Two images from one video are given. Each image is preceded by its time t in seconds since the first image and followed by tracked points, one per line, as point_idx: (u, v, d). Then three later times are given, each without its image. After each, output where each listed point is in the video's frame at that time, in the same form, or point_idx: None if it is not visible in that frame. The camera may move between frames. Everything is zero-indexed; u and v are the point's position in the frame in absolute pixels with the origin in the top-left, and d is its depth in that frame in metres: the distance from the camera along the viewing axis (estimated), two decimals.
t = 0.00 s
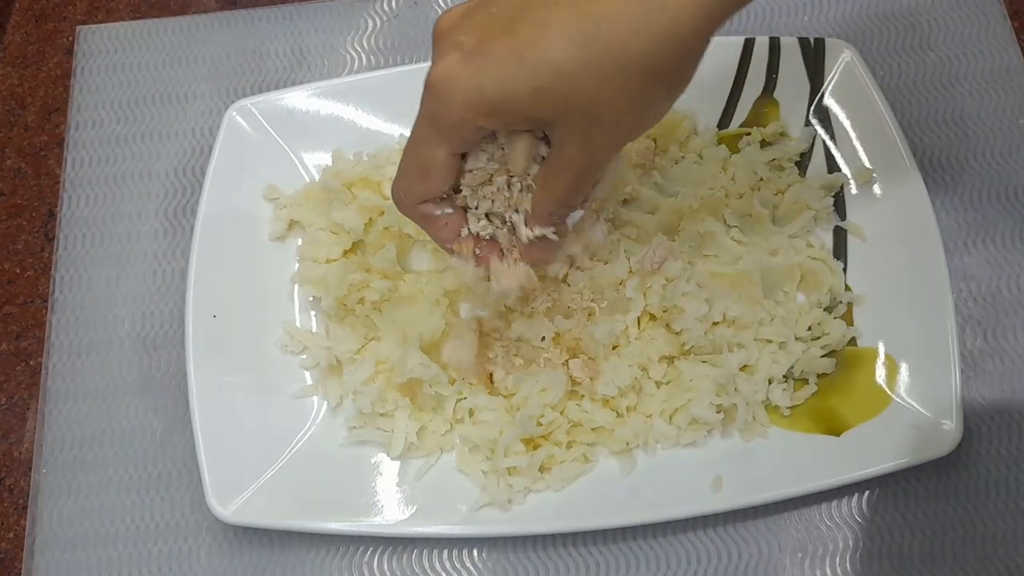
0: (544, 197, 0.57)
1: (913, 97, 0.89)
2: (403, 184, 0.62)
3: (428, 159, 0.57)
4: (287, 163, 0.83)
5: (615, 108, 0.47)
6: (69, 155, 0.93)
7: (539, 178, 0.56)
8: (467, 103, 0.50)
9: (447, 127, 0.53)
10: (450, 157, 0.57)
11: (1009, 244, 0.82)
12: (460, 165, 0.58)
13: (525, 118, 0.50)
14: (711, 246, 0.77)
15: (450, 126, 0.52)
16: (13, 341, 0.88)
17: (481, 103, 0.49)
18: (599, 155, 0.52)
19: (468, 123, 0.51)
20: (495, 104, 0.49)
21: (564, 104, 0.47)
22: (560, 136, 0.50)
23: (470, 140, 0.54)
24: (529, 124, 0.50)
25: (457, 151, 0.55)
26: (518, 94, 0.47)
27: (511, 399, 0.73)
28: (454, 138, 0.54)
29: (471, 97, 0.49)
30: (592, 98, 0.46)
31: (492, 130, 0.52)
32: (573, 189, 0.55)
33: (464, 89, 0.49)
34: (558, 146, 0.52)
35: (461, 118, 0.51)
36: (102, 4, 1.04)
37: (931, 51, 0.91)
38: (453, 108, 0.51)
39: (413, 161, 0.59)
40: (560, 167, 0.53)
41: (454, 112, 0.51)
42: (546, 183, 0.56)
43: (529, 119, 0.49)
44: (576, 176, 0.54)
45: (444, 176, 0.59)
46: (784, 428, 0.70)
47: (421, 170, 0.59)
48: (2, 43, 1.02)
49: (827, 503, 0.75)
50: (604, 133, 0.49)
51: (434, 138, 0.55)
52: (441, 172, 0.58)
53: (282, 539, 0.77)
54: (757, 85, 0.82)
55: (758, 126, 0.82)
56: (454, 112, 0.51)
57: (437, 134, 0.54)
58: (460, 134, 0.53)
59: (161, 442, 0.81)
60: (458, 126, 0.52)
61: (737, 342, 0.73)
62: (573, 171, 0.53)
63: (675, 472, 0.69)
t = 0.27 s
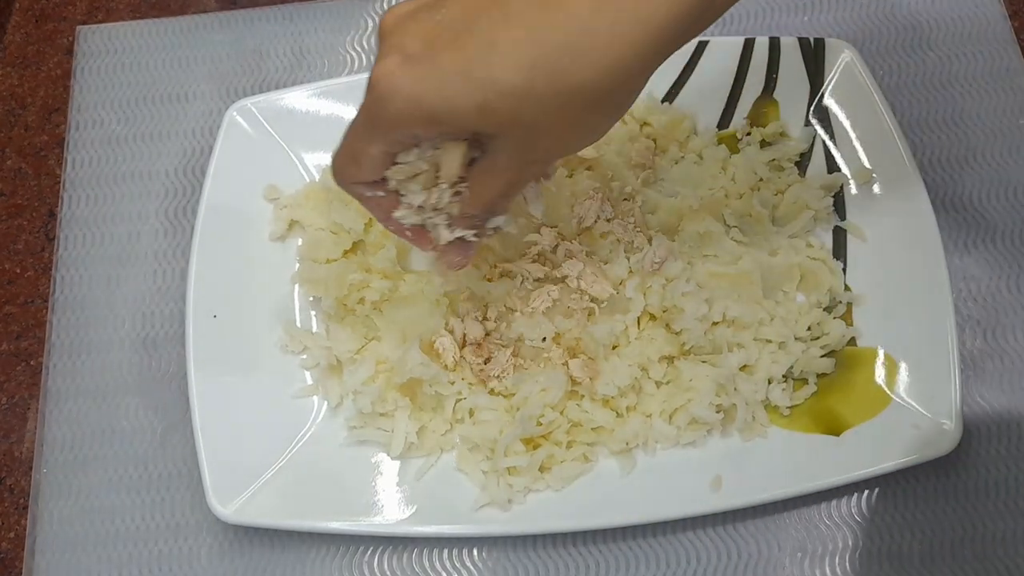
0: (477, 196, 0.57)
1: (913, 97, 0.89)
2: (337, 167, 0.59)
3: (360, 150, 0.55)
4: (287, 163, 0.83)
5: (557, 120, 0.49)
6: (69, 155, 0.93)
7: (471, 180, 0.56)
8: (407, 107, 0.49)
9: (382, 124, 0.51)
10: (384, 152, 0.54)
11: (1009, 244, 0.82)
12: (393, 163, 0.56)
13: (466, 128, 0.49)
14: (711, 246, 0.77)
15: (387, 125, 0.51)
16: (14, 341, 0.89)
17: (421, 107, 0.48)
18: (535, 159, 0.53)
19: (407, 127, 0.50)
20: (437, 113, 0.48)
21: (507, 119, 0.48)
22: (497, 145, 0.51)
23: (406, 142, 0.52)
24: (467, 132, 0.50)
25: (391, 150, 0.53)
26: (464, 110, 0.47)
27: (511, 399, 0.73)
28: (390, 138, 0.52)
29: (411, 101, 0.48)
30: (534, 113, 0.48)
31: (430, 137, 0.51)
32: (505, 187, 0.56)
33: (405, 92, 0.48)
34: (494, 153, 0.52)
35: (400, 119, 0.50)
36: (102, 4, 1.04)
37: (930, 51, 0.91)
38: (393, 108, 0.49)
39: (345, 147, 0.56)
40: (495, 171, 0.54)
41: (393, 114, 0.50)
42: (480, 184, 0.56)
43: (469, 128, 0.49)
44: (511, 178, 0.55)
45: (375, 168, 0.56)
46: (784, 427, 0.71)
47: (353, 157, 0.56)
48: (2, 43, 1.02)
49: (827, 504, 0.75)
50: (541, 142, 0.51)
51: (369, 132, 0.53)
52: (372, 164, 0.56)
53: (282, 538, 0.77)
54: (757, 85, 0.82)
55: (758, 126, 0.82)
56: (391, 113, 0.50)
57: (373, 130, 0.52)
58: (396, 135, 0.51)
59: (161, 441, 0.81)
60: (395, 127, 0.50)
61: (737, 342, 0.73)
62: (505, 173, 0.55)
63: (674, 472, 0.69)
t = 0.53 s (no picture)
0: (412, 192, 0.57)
1: (913, 97, 0.89)
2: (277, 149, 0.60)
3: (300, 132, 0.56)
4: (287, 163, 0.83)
5: (485, 118, 0.48)
6: (69, 155, 0.93)
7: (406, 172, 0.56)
8: (341, 91, 0.50)
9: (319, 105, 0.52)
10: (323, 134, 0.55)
11: (1009, 244, 0.82)
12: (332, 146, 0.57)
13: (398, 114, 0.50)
14: (711, 246, 0.77)
15: (324, 106, 0.52)
16: (14, 341, 0.89)
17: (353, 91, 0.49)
18: (468, 158, 0.53)
19: (342, 108, 0.51)
20: (370, 97, 0.49)
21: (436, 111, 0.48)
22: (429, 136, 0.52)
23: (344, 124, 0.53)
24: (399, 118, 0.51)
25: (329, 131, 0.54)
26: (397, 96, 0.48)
27: (511, 399, 0.73)
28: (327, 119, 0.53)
29: (346, 85, 0.49)
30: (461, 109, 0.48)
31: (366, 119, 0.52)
32: (441, 184, 0.56)
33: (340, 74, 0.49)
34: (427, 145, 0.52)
35: (336, 101, 0.50)
36: (102, 4, 1.04)
37: (930, 51, 0.91)
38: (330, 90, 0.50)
39: (286, 129, 0.57)
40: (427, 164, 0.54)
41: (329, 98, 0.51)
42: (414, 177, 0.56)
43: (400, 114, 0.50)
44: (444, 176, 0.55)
45: (316, 150, 0.57)
46: (783, 427, 0.71)
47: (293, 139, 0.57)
48: (2, 43, 1.02)
49: (824, 503, 0.75)
50: (474, 139, 0.51)
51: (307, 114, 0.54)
52: (313, 146, 0.57)
53: (283, 539, 0.77)
54: (757, 85, 0.82)
55: (758, 126, 0.82)
56: (328, 96, 0.50)
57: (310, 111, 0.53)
58: (333, 116, 0.52)
59: (161, 441, 0.81)
60: (331, 107, 0.51)
61: (737, 342, 0.73)
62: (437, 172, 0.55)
63: (674, 471, 0.69)
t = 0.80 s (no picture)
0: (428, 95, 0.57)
1: (913, 97, 0.89)
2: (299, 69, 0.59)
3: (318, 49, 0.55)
4: (287, 163, 0.83)
5: (490, 33, 0.50)
6: (69, 155, 0.93)
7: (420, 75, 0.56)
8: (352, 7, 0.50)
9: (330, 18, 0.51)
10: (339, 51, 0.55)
11: (1009, 244, 0.82)
12: (350, 60, 0.56)
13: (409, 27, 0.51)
14: (710, 245, 0.77)
15: (334, 20, 0.51)
16: (14, 341, 0.89)
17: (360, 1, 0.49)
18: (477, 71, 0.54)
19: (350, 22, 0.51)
20: (378, 7, 0.49)
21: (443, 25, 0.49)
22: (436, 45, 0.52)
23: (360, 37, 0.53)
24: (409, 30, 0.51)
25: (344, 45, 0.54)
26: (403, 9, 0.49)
27: (511, 399, 0.73)
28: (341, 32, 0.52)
29: None
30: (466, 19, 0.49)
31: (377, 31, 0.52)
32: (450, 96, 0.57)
33: None
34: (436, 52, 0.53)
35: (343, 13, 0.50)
36: (102, 4, 1.04)
37: (930, 51, 0.91)
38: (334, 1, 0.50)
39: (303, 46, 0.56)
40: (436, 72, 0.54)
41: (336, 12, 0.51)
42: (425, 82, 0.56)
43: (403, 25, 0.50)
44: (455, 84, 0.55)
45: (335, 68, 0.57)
46: (783, 427, 0.71)
47: (310, 57, 0.56)
48: (2, 43, 1.01)
49: (823, 503, 0.75)
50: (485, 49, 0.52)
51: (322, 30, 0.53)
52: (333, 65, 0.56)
53: (283, 539, 0.77)
54: (757, 85, 0.82)
55: (758, 126, 0.82)
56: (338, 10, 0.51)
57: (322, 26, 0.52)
58: (345, 29, 0.52)
59: (161, 441, 0.81)
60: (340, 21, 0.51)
61: (737, 342, 0.73)
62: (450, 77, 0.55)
63: (674, 471, 0.69)
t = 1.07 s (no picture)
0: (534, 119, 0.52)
1: (913, 97, 0.89)
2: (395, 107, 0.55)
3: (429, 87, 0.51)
4: (287, 163, 0.83)
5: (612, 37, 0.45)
6: (69, 155, 0.93)
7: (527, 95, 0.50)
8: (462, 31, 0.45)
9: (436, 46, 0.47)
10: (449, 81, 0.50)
11: (1009, 244, 0.82)
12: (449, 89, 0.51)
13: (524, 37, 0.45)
14: (710, 245, 0.77)
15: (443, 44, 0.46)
16: (14, 341, 0.89)
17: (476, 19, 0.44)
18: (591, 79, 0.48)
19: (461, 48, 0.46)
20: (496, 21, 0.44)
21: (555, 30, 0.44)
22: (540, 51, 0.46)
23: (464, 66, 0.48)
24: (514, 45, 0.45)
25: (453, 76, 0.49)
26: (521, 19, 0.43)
27: (511, 399, 0.73)
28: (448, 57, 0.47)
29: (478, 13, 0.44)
30: (586, 19, 0.43)
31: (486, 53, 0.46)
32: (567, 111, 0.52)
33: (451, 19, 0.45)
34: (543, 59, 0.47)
35: (456, 35, 0.45)
36: (102, 4, 1.04)
37: (930, 51, 0.91)
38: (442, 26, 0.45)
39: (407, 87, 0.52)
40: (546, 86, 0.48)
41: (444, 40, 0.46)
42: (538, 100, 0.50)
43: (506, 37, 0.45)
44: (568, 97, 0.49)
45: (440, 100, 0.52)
46: (783, 427, 0.71)
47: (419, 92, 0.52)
48: (2, 43, 1.01)
49: (823, 503, 0.75)
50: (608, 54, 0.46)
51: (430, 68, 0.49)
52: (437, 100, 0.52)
53: (283, 539, 0.77)
54: (757, 86, 0.82)
55: (757, 126, 0.82)
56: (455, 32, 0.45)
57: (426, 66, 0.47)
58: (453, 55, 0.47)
59: (161, 441, 0.81)
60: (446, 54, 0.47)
61: (737, 342, 0.73)
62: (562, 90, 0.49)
63: (674, 471, 0.69)
